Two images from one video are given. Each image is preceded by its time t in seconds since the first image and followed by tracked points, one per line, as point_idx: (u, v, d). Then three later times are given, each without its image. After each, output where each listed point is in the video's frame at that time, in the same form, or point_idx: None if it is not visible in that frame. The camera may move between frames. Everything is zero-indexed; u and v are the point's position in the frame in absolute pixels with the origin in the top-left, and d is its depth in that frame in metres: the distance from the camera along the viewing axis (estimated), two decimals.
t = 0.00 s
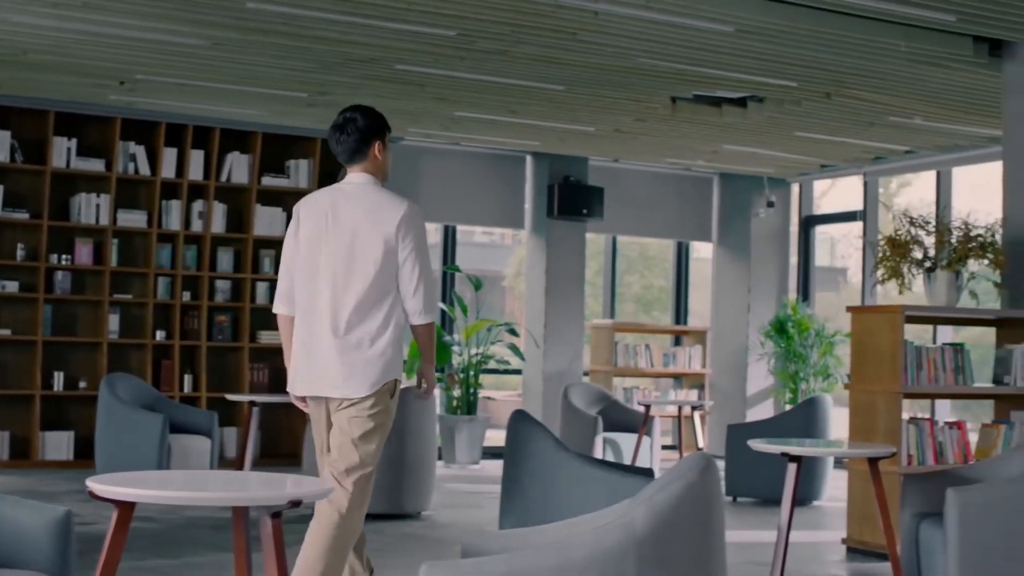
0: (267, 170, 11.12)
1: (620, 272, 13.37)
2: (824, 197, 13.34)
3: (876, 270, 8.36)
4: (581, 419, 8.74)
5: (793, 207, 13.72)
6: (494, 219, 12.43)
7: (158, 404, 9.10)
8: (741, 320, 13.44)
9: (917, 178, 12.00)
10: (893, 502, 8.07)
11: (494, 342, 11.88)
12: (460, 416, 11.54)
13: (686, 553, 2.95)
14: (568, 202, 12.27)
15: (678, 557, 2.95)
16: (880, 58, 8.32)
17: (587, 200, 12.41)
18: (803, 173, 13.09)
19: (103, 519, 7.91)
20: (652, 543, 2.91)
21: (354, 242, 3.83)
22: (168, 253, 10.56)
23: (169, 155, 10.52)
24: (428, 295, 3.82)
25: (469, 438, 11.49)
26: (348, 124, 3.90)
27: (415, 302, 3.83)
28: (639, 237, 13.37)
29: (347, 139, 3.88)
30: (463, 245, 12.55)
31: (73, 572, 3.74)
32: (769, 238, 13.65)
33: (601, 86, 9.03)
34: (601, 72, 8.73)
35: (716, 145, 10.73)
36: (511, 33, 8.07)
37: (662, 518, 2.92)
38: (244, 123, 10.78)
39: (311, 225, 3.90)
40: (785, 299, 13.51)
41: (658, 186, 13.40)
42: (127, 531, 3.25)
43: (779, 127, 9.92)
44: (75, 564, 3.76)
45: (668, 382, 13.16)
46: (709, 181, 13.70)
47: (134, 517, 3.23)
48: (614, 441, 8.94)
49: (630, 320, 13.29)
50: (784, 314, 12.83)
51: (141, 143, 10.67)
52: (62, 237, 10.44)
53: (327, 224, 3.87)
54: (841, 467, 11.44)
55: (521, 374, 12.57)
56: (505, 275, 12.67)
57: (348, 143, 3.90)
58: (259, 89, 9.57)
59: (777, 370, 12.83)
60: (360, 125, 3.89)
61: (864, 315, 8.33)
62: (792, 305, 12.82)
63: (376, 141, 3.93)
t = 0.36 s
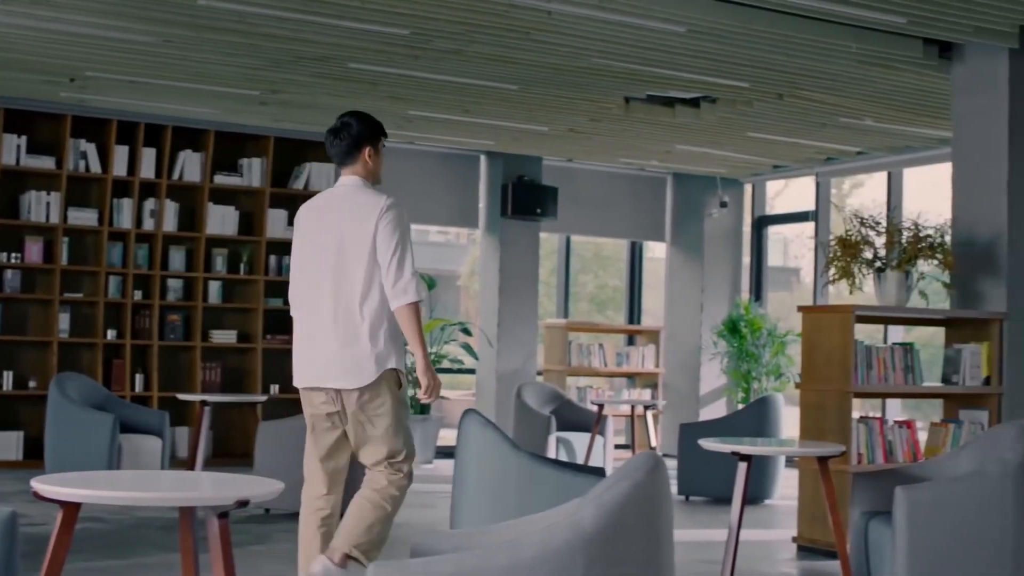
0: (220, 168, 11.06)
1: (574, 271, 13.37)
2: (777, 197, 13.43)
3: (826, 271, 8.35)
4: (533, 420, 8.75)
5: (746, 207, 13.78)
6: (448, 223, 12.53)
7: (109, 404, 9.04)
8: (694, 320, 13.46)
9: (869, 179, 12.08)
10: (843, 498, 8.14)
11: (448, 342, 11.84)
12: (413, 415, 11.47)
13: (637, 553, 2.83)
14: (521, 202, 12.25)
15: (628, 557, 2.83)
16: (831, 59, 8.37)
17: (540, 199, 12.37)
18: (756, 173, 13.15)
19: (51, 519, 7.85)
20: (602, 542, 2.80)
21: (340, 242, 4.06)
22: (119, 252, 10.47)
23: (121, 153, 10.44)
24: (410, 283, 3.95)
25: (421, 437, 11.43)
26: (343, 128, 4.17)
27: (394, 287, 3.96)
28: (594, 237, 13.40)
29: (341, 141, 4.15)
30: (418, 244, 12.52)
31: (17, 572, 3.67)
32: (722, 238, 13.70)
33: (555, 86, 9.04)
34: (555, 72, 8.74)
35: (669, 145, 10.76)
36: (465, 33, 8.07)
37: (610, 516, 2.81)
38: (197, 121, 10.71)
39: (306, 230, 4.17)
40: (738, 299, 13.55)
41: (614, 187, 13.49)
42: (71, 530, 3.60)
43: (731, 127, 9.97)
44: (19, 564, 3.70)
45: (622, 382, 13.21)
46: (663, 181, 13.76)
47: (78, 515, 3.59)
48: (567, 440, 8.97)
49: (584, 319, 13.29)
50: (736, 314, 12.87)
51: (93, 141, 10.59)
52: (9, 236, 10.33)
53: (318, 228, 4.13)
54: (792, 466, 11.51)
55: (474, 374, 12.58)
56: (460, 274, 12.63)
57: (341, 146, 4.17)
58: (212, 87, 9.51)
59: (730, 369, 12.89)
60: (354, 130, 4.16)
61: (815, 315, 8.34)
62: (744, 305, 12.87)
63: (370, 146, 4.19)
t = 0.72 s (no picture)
0: (177, 166, 11.01)
1: (533, 271, 13.50)
2: (735, 198, 13.44)
3: (783, 270, 8.36)
4: (491, 418, 8.75)
5: (704, 206, 13.80)
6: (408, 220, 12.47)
7: (63, 404, 8.97)
8: (653, 320, 13.38)
9: (827, 179, 12.15)
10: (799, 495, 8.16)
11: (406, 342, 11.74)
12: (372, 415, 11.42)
13: (588, 553, 2.95)
14: (479, 202, 12.23)
15: (579, 556, 2.95)
16: (788, 60, 8.41)
17: (499, 199, 12.38)
18: (714, 174, 13.18)
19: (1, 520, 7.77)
20: (553, 541, 2.91)
21: (365, 259, 4.37)
22: (75, 250, 10.39)
23: (77, 151, 10.36)
24: (429, 306, 4.28)
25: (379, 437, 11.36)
26: (373, 148, 4.40)
27: (416, 311, 4.28)
28: (553, 237, 13.50)
29: (374, 161, 4.38)
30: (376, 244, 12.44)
31: None
32: (680, 238, 13.62)
33: (513, 86, 9.04)
34: (514, 72, 8.74)
35: (627, 145, 10.78)
36: (423, 32, 8.05)
37: (564, 517, 2.92)
38: (154, 119, 10.65)
39: (330, 240, 4.46)
40: (696, 298, 13.53)
41: (573, 187, 13.49)
42: (19, 532, 3.56)
43: (688, 127, 10.00)
44: None
45: (580, 380, 13.31)
46: (622, 181, 13.80)
47: (26, 518, 3.56)
48: (525, 440, 8.96)
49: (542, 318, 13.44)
50: (694, 313, 12.86)
51: (48, 138, 10.50)
52: None
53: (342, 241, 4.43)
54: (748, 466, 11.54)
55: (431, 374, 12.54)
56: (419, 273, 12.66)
57: (372, 166, 4.40)
58: (170, 85, 9.45)
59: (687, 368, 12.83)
60: (386, 151, 4.39)
61: (771, 315, 8.37)
62: (701, 304, 12.81)
63: (397, 168, 4.43)
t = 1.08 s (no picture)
0: (136, 164, 10.95)
1: (494, 270, 13.38)
2: (695, 198, 13.56)
3: (742, 270, 8.35)
4: (451, 418, 8.73)
5: (663, 206, 13.86)
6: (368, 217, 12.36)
7: (19, 404, 8.90)
8: (613, 320, 13.43)
9: (787, 179, 12.22)
10: (755, 492, 8.23)
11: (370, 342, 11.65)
12: (331, 414, 11.38)
13: (541, 552, 3.04)
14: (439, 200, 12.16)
15: (532, 556, 3.03)
16: (748, 61, 8.44)
17: (459, 198, 12.35)
18: (674, 174, 13.21)
19: None
20: (507, 541, 2.99)
21: (391, 256, 4.37)
22: (32, 248, 10.32)
23: (34, 148, 10.28)
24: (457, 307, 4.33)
25: (339, 436, 11.34)
26: (403, 149, 4.40)
27: (441, 310, 4.36)
28: (515, 236, 13.45)
29: (405, 162, 4.39)
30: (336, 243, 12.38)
31: None
32: (640, 238, 13.68)
33: (473, 85, 9.04)
34: (475, 71, 8.74)
35: (587, 145, 10.80)
36: (383, 31, 8.04)
37: (518, 517, 3.00)
38: (113, 117, 10.59)
39: (354, 237, 4.46)
40: (656, 298, 13.55)
41: (534, 187, 13.47)
42: None
43: (648, 127, 10.03)
44: None
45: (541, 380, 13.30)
46: (583, 181, 13.81)
47: None
48: (485, 440, 8.94)
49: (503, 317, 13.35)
50: (655, 313, 12.83)
51: (5, 135, 10.41)
52: None
53: (367, 238, 4.44)
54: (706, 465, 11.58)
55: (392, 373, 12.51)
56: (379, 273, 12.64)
57: (400, 167, 4.40)
58: (129, 83, 9.40)
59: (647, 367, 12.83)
60: (416, 152, 4.40)
61: (729, 315, 8.39)
62: (661, 303, 12.81)
63: (425, 172, 4.44)
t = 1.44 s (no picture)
0: (92, 161, 10.87)
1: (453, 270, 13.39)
2: (655, 198, 13.62)
3: (700, 269, 8.35)
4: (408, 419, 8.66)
5: (622, 206, 13.89)
6: (326, 216, 12.23)
7: None
8: (571, 320, 13.42)
9: (745, 179, 12.25)
10: (712, 493, 8.21)
11: (324, 339, 11.62)
12: (288, 413, 11.36)
13: (496, 551, 3.12)
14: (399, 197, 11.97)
15: (486, 556, 3.10)
16: (705, 61, 8.46)
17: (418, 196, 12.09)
18: (633, 173, 13.21)
19: None
20: (460, 540, 3.05)
21: (408, 266, 4.74)
22: None
23: None
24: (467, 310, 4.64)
25: (297, 435, 11.33)
26: (422, 166, 4.75)
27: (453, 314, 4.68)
28: (472, 236, 13.49)
29: (424, 177, 4.74)
30: (294, 241, 12.32)
31: None
32: (598, 238, 13.71)
33: (432, 83, 9.02)
34: (434, 70, 8.72)
35: (546, 144, 10.81)
36: (340, 29, 8.01)
37: (472, 517, 3.07)
38: (69, 114, 10.50)
39: (378, 251, 4.86)
40: (614, 297, 13.57)
41: (492, 186, 13.42)
42: None
43: (607, 127, 10.05)
44: None
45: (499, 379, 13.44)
46: (541, 180, 13.80)
47: None
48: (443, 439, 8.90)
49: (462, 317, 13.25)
50: (613, 312, 12.82)
51: None
52: None
53: (389, 251, 4.82)
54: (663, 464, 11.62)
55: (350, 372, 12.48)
56: (339, 272, 12.62)
57: (421, 182, 4.75)
58: (85, 79, 9.32)
59: (606, 367, 12.82)
60: (434, 169, 4.75)
61: (686, 314, 8.41)
62: (619, 302, 12.82)
63: (444, 187, 4.79)
